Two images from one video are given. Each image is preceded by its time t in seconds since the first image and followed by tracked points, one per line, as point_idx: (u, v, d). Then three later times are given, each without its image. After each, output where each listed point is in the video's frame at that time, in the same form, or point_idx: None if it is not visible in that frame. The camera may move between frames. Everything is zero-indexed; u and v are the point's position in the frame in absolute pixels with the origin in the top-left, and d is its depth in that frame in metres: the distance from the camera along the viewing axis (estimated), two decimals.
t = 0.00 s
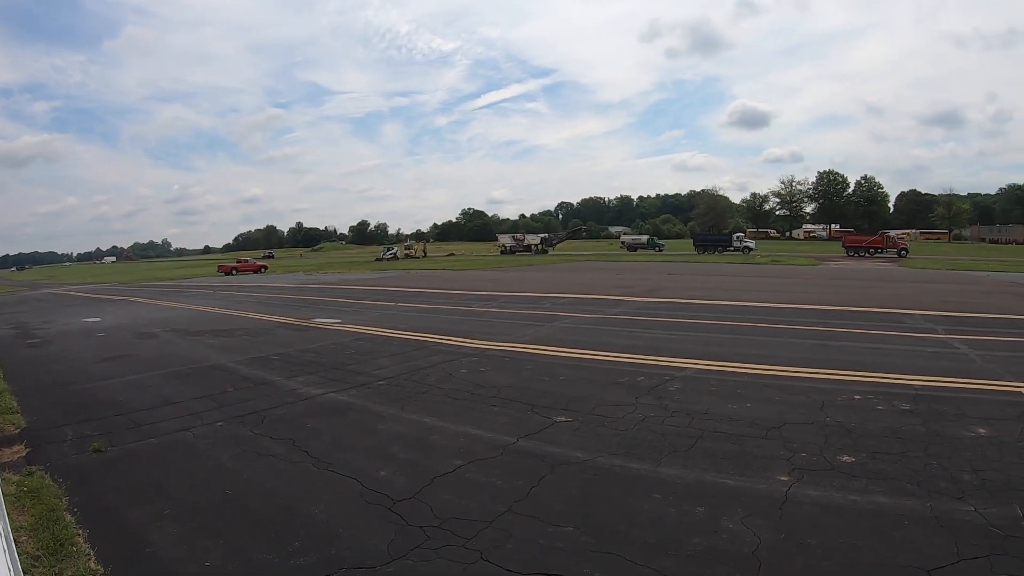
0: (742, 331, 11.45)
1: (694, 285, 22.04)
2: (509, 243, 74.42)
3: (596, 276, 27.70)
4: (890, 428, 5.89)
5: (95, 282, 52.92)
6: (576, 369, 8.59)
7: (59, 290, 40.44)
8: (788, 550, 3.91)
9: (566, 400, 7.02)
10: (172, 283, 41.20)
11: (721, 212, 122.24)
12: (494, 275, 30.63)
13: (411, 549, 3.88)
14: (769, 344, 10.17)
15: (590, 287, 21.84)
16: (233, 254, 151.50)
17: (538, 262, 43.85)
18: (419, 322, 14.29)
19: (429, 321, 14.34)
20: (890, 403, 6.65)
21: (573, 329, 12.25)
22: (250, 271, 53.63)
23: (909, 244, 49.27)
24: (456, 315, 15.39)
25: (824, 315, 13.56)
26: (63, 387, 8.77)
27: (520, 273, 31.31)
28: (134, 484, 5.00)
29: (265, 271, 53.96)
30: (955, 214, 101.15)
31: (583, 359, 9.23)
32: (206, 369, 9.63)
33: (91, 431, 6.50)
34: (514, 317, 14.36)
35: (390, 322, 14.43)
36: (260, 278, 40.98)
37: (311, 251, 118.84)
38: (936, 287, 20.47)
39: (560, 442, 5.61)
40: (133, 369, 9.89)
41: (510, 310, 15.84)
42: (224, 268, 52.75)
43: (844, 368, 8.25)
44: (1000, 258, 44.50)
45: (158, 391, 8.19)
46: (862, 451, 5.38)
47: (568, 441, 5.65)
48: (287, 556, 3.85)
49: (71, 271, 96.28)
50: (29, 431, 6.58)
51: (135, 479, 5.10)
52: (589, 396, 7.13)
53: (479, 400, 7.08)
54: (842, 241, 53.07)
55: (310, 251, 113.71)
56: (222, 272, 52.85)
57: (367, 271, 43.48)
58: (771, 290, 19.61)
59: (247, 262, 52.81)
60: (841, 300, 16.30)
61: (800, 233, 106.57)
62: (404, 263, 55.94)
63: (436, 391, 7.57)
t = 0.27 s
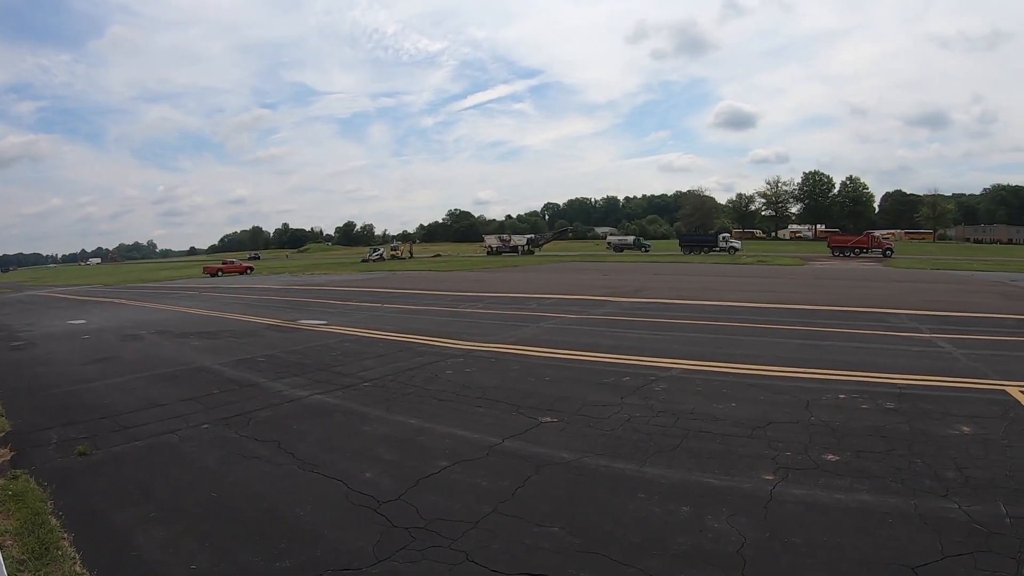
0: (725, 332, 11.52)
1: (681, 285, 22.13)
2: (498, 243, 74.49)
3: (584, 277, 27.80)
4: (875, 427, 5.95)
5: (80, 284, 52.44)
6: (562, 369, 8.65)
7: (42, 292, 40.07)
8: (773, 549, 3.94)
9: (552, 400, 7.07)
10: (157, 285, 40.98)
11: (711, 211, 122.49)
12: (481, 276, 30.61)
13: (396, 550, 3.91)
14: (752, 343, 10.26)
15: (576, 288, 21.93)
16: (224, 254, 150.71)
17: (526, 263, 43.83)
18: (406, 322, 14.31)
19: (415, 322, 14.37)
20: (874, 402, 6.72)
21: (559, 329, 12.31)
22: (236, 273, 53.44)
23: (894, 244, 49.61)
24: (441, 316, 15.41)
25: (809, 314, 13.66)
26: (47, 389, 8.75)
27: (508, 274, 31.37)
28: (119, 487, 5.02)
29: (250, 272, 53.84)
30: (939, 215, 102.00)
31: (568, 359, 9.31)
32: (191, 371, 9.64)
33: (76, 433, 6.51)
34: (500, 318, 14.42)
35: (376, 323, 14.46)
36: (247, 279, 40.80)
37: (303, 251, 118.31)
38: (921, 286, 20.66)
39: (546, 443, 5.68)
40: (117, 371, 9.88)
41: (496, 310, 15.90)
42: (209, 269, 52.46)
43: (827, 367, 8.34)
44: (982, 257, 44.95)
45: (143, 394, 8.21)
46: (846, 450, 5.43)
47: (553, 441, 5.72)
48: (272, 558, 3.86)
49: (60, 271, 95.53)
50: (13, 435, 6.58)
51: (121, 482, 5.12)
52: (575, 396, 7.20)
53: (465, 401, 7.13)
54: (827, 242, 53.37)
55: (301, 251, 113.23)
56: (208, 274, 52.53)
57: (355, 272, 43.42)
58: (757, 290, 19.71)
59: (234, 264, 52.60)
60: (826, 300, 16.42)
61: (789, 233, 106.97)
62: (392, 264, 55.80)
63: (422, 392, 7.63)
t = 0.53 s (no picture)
0: (712, 332, 11.58)
1: (670, 285, 22.17)
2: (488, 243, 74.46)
3: (573, 277, 27.85)
4: (861, 426, 6.00)
5: (66, 285, 51.90)
6: (549, 369, 8.68)
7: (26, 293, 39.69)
8: (759, 549, 3.96)
9: (539, 400, 7.10)
10: (145, 286, 40.70)
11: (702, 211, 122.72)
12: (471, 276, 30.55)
13: (382, 551, 3.92)
14: (739, 343, 10.31)
15: (565, 288, 21.98)
16: (217, 254, 149.87)
17: (515, 263, 43.78)
18: (394, 323, 14.31)
19: (403, 323, 14.38)
20: (861, 401, 6.76)
21: (547, 330, 12.35)
22: (224, 273, 53.22)
23: (882, 245, 49.86)
24: (429, 316, 15.38)
25: (797, 314, 13.72)
26: (32, 392, 8.70)
27: (498, 274, 31.39)
28: (105, 490, 5.01)
29: (238, 272, 53.59)
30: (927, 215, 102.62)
31: (555, 359, 9.34)
32: (178, 372, 9.61)
33: (62, 436, 6.48)
34: (489, 318, 14.44)
35: (365, 324, 14.46)
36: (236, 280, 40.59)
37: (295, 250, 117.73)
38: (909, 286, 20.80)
39: (532, 443, 5.70)
40: (103, 373, 9.83)
41: (484, 311, 15.92)
42: (197, 270, 52.16)
43: (813, 367, 8.40)
44: (968, 258, 45.30)
45: (129, 396, 8.18)
46: (833, 449, 5.47)
47: (540, 442, 5.74)
48: (259, 560, 3.86)
49: (49, 272, 94.79)
50: None
51: (107, 485, 5.11)
52: (561, 397, 7.22)
53: (453, 402, 7.15)
54: (815, 242, 53.50)
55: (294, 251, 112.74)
56: (196, 274, 52.19)
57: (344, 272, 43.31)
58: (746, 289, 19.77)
59: (222, 265, 52.36)
60: (814, 300, 16.50)
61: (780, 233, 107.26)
62: (382, 264, 55.61)
63: (408, 393, 7.63)
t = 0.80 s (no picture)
0: (701, 330, 11.61)
1: (660, 283, 22.20)
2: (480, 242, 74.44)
3: (564, 276, 27.87)
4: (850, 424, 6.03)
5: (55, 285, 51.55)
6: (539, 367, 8.70)
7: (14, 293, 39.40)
8: (748, 546, 3.97)
9: (529, 399, 7.11)
10: (134, 286, 40.47)
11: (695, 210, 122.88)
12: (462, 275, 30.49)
13: (372, 550, 3.92)
14: (728, 341, 10.36)
15: (556, 287, 22.02)
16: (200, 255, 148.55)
17: (506, 262, 43.71)
18: (384, 322, 14.30)
19: (394, 322, 14.38)
20: (849, 398, 6.80)
21: (538, 329, 12.37)
22: (215, 272, 53.06)
23: (872, 244, 49.98)
24: (420, 315, 15.36)
25: (787, 312, 13.78)
26: (19, 393, 8.65)
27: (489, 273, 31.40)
28: (94, 491, 4.99)
29: (228, 272, 53.40)
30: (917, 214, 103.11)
31: (545, 358, 9.36)
32: (167, 372, 9.58)
33: (50, 437, 6.46)
34: (479, 317, 14.45)
35: (355, 323, 14.43)
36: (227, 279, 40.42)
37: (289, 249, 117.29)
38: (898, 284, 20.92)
39: (522, 442, 5.71)
40: (91, 373, 9.79)
41: (475, 310, 15.93)
42: (187, 270, 51.96)
43: (802, 365, 8.44)
44: (957, 256, 45.55)
45: (118, 396, 8.15)
46: (822, 447, 5.50)
47: (529, 440, 5.75)
48: (248, 560, 3.86)
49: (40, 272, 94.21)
50: None
51: (96, 486, 5.09)
52: (551, 395, 7.23)
53: (443, 401, 7.15)
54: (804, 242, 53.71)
55: (288, 250, 112.27)
56: (186, 274, 51.92)
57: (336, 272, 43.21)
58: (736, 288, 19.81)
59: (213, 264, 52.17)
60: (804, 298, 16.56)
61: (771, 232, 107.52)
62: (373, 264, 55.29)
63: (397, 392, 7.64)
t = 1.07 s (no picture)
0: (696, 328, 11.62)
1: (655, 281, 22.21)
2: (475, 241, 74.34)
3: (559, 274, 27.87)
4: (844, 421, 6.05)
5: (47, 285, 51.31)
6: (534, 366, 8.70)
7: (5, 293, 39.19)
8: (743, 543, 3.98)
9: (523, 397, 7.11)
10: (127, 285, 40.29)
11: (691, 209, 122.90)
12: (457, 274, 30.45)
13: (368, 549, 3.92)
14: (723, 339, 10.36)
15: (550, 285, 22.01)
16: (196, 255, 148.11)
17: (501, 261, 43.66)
18: (379, 321, 14.28)
19: (388, 321, 14.36)
20: (843, 395, 6.82)
21: (532, 327, 12.37)
22: (209, 272, 52.89)
23: (866, 242, 50.11)
24: (414, 314, 15.34)
25: (782, 309, 13.80)
26: (12, 393, 8.62)
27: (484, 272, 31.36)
28: (88, 491, 4.98)
29: (222, 271, 53.24)
30: (911, 212, 103.42)
31: (539, 356, 9.36)
32: (161, 372, 9.56)
33: (44, 437, 6.44)
34: (474, 315, 14.44)
35: (350, 322, 14.41)
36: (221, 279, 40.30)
37: (285, 249, 117.03)
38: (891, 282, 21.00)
39: (516, 440, 5.71)
40: (84, 373, 9.76)
41: (469, 308, 15.92)
42: (181, 269, 51.78)
43: (796, 362, 8.46)
44: (950, 255, 45.73)
45: (112, 396, 8.12)
46: (816, 444, 5.52)
47: (524, 438, 5.76)
48: (244, 559, 3.86)
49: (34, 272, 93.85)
50: None
51: (90, 486, 5.08)
52: (545, 393, 7.23)
53: (437, 399, 7.15)
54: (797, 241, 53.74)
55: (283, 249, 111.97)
56: (180, 274, 51.74)
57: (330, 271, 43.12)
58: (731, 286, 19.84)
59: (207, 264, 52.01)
60: (798, 296, 16.61)
61: (765, 230, 107.62)
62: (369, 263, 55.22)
63: (392, 390, 7.64)
